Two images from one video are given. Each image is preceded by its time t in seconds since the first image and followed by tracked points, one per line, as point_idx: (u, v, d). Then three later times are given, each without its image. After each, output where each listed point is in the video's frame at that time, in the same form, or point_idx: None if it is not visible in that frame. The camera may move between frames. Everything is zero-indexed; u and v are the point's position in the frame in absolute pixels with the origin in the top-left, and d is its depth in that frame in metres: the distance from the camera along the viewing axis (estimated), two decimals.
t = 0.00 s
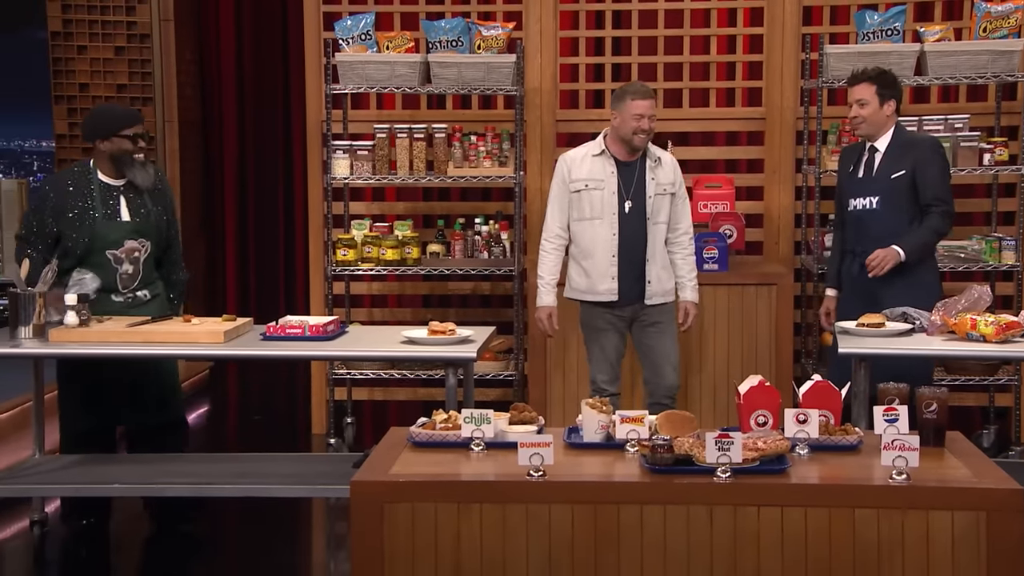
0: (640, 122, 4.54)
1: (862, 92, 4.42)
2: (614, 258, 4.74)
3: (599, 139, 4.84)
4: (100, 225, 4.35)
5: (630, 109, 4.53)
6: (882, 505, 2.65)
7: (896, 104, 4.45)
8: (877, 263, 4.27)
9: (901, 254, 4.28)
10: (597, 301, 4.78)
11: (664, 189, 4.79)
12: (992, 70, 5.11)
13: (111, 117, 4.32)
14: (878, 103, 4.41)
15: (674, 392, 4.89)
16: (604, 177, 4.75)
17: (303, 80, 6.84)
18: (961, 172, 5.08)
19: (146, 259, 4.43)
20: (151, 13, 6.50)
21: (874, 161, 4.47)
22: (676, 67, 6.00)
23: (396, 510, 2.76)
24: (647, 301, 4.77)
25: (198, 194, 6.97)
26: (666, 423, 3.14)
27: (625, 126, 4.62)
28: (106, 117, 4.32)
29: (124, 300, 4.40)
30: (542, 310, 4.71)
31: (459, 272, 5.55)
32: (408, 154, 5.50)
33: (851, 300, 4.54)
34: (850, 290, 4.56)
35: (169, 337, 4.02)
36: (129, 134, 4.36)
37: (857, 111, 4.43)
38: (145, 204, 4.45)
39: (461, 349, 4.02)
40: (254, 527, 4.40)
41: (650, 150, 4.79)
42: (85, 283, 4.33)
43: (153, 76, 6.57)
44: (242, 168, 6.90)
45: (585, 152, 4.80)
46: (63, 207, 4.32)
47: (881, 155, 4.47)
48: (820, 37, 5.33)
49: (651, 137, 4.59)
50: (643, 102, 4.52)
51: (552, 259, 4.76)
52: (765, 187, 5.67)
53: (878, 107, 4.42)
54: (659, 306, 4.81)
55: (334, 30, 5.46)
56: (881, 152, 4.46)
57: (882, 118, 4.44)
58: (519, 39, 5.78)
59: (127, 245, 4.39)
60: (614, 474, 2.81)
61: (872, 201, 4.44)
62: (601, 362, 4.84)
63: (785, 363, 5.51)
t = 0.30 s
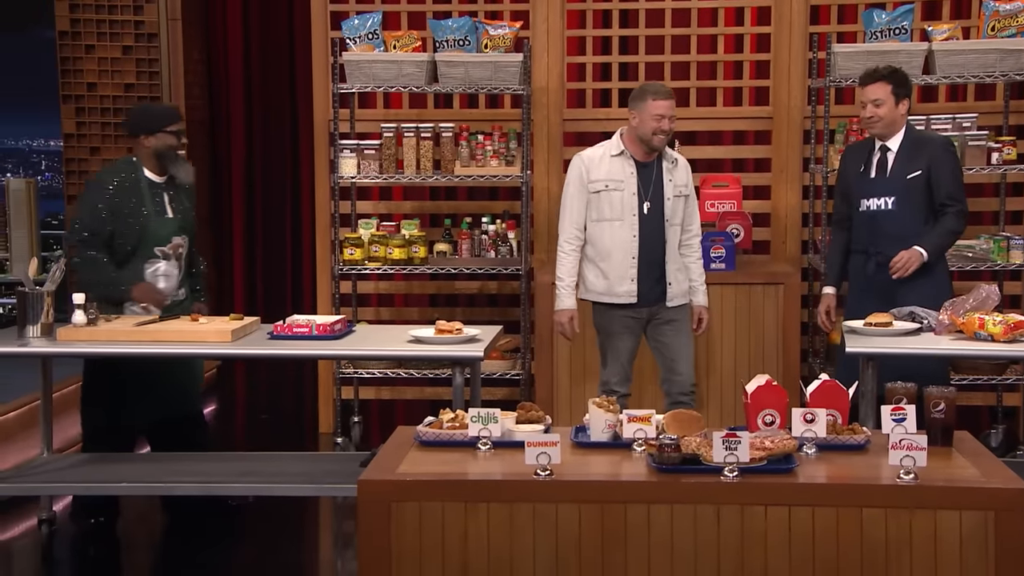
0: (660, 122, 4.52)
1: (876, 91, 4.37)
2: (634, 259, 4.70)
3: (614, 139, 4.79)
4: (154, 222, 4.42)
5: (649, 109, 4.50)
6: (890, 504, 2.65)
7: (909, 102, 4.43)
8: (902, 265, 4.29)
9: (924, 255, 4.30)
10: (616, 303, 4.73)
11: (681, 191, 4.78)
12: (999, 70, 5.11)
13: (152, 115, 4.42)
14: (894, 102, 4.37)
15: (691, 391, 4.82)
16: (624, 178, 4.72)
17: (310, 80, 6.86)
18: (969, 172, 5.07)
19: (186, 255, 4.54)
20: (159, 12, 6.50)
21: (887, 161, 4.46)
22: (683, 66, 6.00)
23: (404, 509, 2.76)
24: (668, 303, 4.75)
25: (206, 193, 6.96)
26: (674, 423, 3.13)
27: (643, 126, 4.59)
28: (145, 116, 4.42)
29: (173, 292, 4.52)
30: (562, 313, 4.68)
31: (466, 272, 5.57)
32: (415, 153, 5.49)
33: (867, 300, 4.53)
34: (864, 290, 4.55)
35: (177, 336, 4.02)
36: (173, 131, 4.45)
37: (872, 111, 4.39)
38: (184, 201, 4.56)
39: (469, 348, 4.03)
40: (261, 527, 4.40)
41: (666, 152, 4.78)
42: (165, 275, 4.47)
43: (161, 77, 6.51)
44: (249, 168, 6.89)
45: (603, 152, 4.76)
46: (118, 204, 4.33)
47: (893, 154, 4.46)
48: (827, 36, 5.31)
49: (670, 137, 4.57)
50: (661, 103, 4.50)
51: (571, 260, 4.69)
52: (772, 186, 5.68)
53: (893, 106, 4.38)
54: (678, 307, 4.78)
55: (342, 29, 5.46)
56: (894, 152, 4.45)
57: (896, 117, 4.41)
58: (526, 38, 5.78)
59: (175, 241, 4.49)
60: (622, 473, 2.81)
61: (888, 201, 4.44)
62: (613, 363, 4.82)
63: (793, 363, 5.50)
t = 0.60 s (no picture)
0: (695, 134, 4.20)
1: (890, 94, 4.31)
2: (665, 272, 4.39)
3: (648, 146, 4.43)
4: (206, 216, 4.53)
5: (686, 118, 4.17)
6: (889, 505, 2.65)
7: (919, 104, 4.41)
8: (921, 277, 4.30)
9: (941, 265, 4.31)
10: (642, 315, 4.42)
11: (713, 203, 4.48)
12: (998, 70, 5.11)
13: (184, 116, 4.57)
14: (907, 106, 4.35)
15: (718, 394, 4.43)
16: (664, 188, 4.37)
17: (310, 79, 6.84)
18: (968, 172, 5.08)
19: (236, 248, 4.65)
20: (159, 11, 6.39)
21: (897, 164, 4.45)
22: (683, 66, 6.00)
23: (403, 508, 2.76)
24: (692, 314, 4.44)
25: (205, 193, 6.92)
26: (673, 423, 3.13)
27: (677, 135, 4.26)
28: (183, 115, 4.57)
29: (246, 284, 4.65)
30: (624, 320, 4.18)
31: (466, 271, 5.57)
32: (414, 154, 5.49)
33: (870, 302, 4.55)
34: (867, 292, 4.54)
35: (176, 335, 4.03)
36: (210, 127, 4.62)
37: (885, 114, 4.34)
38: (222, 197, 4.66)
39: (468, 347, 4.02)
40: (261, 527, 4.40)
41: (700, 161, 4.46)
42: (231, 269, 4.58)
43: (160, 76, 6.43)
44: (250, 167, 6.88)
45: (640, 158, 4.38)
46: (172, 201, 4.43)
47: (903, 158, 4.44)
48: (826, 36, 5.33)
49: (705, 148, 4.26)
50: (697, 113, 4.17)
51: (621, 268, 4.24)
52: (772, 186, 5.70)
53: (905, 109, 4.36)
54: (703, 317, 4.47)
55: (341, 29, 5.46)
56: (904, 156, 4.44)
57: (909, 121, 4.40)
58: (526, 38, 5.79)
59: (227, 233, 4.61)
60: (621, 473, 2.81)
61: (898, 206, 4.44)
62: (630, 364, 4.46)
63: (792, 363, 5.50)
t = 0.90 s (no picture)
0: (746, 150, 4.01)
1: (903, 97, 4.31)
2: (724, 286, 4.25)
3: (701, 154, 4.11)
4: (226, 211, 4.86)
5: (738, 133, 3.98)
6: (877, 505, 2.66)
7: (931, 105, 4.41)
8: (922, 282, 4.30)
9: (943, 271, 4.32)
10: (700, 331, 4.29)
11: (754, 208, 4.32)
12: (987, 71, 5.12)
13: (199, 113, 4.88)
14: (920, 108, 4.34)
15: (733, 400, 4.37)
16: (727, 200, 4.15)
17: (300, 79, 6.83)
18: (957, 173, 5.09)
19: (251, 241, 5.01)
20: (147, 11, 6.34)
21: (906, 167, 4.45)
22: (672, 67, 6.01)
23: (393, 509, 2.76)
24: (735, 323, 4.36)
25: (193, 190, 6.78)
26: (663, 423, 3.14)
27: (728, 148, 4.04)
28: (198, 111, 4.87)
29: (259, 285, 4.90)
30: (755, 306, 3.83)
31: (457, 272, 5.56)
32: (404, 154, 5.49)
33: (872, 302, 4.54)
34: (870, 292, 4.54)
35: (165, 336, 4.02)
36: (223, 124, 4.95)
37: (899, 117, 4.34)
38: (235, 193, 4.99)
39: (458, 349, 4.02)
40: (254, 528, 4.40)
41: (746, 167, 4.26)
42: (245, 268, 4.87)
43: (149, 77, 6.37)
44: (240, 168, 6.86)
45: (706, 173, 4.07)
46: (190, 197, 4.73)
47: (912, 160, 4.45)
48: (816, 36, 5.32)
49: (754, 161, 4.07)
50: (752, 130, 3.98)
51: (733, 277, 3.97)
52: (761, 186, 5.69)
53: (918, 112, 4.35)
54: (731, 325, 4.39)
55: (330, 29, 5.46)
56: (912, 158, 4.45)
57: (922, 125, 4.40)
58: (515, 39, 5.79)
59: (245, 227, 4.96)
60: (611, 473, 2.81)
61: (904, 209, 4.44)
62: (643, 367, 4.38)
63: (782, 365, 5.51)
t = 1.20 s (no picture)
0: (759, 163, 4.18)
1: (885, 94, 4.35)
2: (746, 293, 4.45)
3: (722, 168, 4.27)
4: (240, 214, 4.70)
5: (753, 145, 4.13)
6: (856, 506, 2.67)
7: (921, 107, 4.38)
8: (892, 287, 4.27)
9: (916, 278, 4.28)
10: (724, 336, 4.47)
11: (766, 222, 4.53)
12: (964, 74, 5.15)
13: (210, 115, 4.69)
14: (902, 108, 4.35)
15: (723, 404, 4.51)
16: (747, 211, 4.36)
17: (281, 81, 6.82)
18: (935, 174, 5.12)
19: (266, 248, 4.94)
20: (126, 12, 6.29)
21: (896, 167, 4.44)
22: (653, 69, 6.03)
23: (373, 511, 2.75)
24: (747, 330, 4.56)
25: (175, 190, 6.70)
26: (643, 425, 3.11)
27: (743, 162, 4.20)
28: (208, 116, 4.67)
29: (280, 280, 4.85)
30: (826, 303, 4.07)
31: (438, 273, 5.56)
32: (385, 156, 5.49)
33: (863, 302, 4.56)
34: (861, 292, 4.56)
35: (146, 338, 4.01)
36: (232, 127, 4.75)
37: (879, 113, 4.37)
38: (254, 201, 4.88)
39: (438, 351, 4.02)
40: (234, 531, 4.38)
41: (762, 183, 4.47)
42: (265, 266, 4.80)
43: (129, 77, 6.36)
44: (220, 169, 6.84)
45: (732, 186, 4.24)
46: (207, 196, 4.59)
47: (903, 161, 4.43)
48: (795, 38, 5.37)
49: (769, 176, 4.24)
50: (765, 143, 4.14)
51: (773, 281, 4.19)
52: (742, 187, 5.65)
53: (900, 111, 4.36)
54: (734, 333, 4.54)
55: (310, 31, 5.46)
56: (903, 159, 4.43)
57: (905, 124, 4.39)
58: (496, 41, 5.79)
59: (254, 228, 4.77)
60: (591, 475, 2.82)
61: (892, 211, 4.43)
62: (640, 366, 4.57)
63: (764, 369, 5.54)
